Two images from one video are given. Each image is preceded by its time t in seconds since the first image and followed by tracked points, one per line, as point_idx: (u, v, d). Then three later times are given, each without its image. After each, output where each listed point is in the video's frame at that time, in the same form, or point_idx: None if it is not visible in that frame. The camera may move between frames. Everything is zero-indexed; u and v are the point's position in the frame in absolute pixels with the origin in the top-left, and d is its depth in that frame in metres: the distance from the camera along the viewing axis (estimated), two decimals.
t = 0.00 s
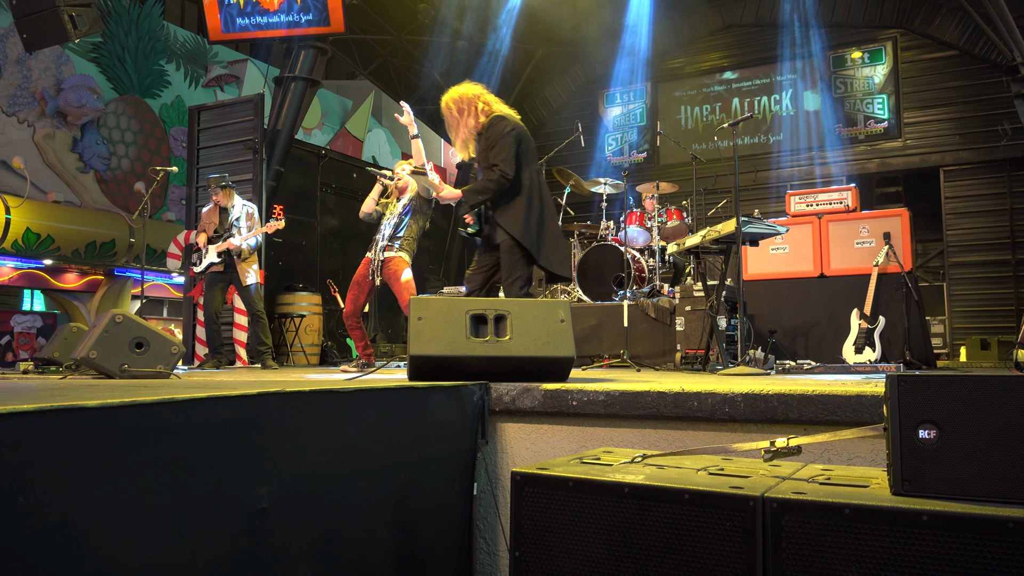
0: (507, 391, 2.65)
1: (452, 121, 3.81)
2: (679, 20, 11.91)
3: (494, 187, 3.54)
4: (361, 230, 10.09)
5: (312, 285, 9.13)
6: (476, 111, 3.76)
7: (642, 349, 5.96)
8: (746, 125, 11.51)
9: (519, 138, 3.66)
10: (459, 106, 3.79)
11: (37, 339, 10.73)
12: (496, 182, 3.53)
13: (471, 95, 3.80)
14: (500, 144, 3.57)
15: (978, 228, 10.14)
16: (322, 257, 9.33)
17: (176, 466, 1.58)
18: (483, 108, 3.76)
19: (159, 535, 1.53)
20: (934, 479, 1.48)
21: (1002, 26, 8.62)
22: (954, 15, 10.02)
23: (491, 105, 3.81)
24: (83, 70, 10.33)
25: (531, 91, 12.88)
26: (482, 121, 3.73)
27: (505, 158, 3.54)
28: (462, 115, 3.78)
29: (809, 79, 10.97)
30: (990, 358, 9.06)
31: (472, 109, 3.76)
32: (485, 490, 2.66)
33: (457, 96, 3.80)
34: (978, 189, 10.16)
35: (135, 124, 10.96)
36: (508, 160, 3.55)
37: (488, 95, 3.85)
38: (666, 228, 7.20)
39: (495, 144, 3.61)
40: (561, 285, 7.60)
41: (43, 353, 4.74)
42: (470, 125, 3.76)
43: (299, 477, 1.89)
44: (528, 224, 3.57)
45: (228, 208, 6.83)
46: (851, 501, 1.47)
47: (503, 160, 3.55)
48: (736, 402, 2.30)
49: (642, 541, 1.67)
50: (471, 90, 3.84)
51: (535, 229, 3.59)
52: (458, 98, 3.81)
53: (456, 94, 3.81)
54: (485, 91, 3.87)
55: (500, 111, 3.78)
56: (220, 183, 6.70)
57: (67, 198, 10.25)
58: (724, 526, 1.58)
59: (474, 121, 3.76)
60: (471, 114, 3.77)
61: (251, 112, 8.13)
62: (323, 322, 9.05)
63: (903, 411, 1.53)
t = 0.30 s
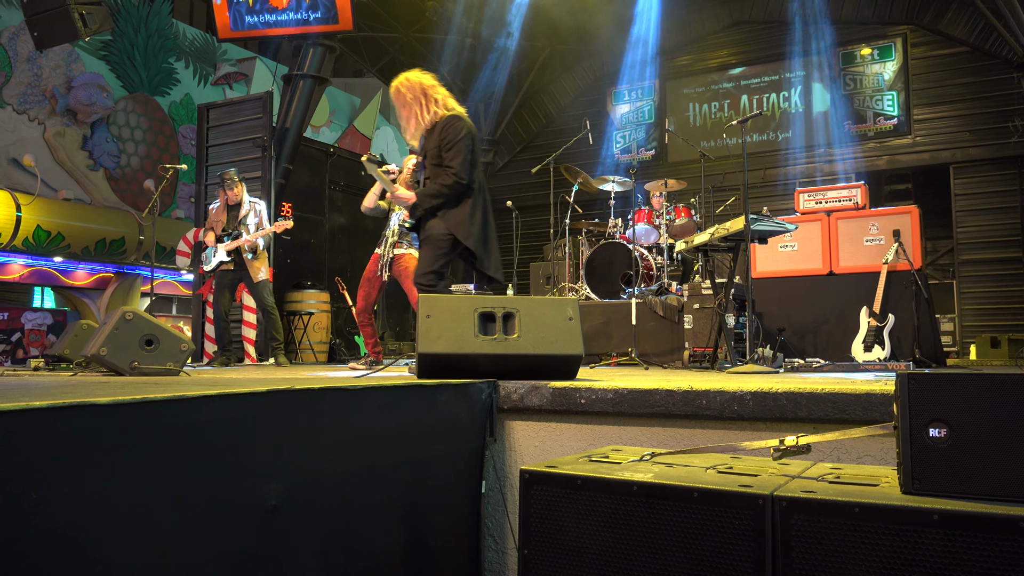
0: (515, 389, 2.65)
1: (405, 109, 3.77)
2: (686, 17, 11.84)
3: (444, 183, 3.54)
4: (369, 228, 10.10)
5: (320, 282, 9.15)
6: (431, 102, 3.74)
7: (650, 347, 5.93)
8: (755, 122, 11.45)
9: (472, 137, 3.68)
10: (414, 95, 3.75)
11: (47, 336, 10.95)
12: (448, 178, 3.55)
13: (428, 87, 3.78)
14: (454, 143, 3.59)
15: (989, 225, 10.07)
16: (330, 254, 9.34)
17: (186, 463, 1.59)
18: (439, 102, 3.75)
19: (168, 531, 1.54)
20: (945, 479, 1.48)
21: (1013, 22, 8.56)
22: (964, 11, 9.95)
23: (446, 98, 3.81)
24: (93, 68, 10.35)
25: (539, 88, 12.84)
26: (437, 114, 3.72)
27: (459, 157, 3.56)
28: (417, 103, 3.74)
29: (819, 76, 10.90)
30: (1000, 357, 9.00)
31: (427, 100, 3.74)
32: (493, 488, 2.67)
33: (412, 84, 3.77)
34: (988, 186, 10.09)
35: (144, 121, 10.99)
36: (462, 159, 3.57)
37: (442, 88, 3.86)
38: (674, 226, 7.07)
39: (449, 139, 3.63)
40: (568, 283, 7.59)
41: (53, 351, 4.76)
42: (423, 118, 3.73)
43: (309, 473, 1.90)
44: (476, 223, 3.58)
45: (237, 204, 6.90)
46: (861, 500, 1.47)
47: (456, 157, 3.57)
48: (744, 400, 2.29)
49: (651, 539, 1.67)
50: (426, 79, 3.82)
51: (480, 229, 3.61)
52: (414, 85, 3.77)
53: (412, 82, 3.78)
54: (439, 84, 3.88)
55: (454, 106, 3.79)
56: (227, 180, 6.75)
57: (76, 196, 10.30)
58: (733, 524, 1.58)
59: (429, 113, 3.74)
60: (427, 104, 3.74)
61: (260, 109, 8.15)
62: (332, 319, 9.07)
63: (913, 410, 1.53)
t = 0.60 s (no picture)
0: (539, 387, 2.66)
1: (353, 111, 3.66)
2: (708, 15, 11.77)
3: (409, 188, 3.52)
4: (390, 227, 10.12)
5: (342, 280, 9.21)
6: (380, 101, 3.66)
7: (674, 347, 5.95)
8: (778, 120, 11.38)
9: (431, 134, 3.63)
10: (362, 97, 3.66)
11: (76, 334, 10.65)
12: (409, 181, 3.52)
13: (374, 83, 3.68)
14: (413, 145, 3.54)
15: (1018, 224, 9.92)
16: (351, 254, 9.36)
17: (214, 460, 1.60)
18: (389, 101, 3.67)
19: (197, 528, 1.54)
20: (977, 481, 1.45)
21: None
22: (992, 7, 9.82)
23: (392, 92, 3.73)
24: (118, 69, 10.44)
25: (560, 87, 12.83)
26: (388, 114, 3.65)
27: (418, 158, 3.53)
28: (366, 105, 3.65)
29: (844, 73, 10.81)
30: None
31: (375, 100, 3.66)
32: (518, 487, 2.66)
33: (358, 83, 3.66)
34: (1017, 184, 9.94)
35: (169, 122, 11.12)
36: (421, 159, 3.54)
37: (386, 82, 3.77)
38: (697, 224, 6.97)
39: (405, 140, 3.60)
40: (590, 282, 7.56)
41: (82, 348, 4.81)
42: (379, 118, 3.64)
43: (335, 470, 1.90)
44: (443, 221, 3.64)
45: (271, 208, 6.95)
46: (892, 501, 1.44)
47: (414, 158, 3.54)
48: (771, 400, 2.28)
49: (678, 539, 1.66)
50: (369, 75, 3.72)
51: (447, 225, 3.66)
52: (359, 84, 3.66)
53: (357, 81, 3.66)
54: (382, 77, 3.76)
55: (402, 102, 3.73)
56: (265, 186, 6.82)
57: (102, 195, 10.40)
58: (761, 525, 1.56)
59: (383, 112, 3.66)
60: (375, 104, 3.65)
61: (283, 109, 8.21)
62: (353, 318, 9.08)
63: (945, 411, 1.51)
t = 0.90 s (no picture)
0: (599, 390, 2.64)
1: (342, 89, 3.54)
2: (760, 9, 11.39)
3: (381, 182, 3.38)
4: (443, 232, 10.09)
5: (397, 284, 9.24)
6: (373, 87, 3.53)
7: (732, 347, 5.84)
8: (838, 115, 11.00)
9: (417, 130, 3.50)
10: (353, 78, 3.53)
11: (143, 339, 10.49)
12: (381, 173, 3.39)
13: (372, 68, 3.56)
14: (396, 141, 3.42)
15: None
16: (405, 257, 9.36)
17: (287, 462, 1.63)
18: (382, 88, 3.54)
19: (271, 529, 1.58)
20: None
21: None
22: None
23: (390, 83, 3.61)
24: (180, 81, 10.78)
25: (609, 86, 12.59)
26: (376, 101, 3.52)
27: (396, 152, 3.40)
28: (354, 87, 3.53)
29: (905, 65, 10.36)
30: None
31: (368, 84, 3.53)
32: (579, 490, 2.65)
33: (357, 64, 3.54)
34: None
35: (227, 131, 11.45)
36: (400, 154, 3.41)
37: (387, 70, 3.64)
38: (754, 223, 6.94)
39: (389, 130, 3.47)
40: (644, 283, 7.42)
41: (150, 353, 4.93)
42: (367, 103, 3.51)
43: (402, 471, 1.93)
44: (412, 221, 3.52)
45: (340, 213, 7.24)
46: (972, 508, 1.39)
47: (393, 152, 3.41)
48: (839, 402, 2.22)
49: (745, 545, 1.62)
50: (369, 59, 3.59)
51: (417, 225, 3.53)
52: (356, 66, 3.53)
53: (354, 61, 3.54)
54: (381, 64, 3.63)
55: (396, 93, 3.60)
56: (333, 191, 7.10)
57: (166, 204, 10.69)
58: (834, 532, 1.52)
59: (373, 98, 3.52)
60: (366, 88, 3.52)
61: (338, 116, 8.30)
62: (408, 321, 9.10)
63: None
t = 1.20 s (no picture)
0: (661, 396, 2.62)
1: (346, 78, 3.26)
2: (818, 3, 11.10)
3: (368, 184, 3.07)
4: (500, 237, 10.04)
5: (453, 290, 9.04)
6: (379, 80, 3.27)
7: (797, 351, 5.71)
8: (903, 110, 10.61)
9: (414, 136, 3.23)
10: (359, 68, 3.27)
11: (206, 345, 10.43)
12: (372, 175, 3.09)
13: (382, 63, 3.33)
14: (394, 142, 3.13)
15: None
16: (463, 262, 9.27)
17: (351, 466, 1.63)
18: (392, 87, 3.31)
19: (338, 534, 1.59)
20: None
21: None
22: None
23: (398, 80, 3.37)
24: (238, 92, 10.57)
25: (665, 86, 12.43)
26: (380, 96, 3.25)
27: (393, 154, 3.11)
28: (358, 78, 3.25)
29: (974, 56, 9.95)
30: None
31: (373, 76, 3.26)
32: (642, 498, 2.63)
33: (367, 55, 3.29)
34: None
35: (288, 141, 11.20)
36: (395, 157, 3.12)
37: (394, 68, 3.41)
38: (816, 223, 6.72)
39: (387, 130, 3.18)
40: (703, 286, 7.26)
41: (215, 360, 5.04)
42: (374, 97, 3.24)
43: (464, 479, 1.91)
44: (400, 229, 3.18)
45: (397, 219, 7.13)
46: None
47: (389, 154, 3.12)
48: (913, 408, 2.17)
49: (820, 557, 1.57)
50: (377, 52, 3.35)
51: (403, 235, 3.22)
52: (367, 57, 3.29)
53: (365, 53, 3.29)
54: (390, 61, 3.40)
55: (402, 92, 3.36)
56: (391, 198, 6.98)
57: (227, 213, 10.39)
58: (914, 544, 1.45)
59: (382, 94, 3.26)
60: (372, 81, 3.26)
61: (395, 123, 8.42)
62: (466, 326, 9.05)
63: None
